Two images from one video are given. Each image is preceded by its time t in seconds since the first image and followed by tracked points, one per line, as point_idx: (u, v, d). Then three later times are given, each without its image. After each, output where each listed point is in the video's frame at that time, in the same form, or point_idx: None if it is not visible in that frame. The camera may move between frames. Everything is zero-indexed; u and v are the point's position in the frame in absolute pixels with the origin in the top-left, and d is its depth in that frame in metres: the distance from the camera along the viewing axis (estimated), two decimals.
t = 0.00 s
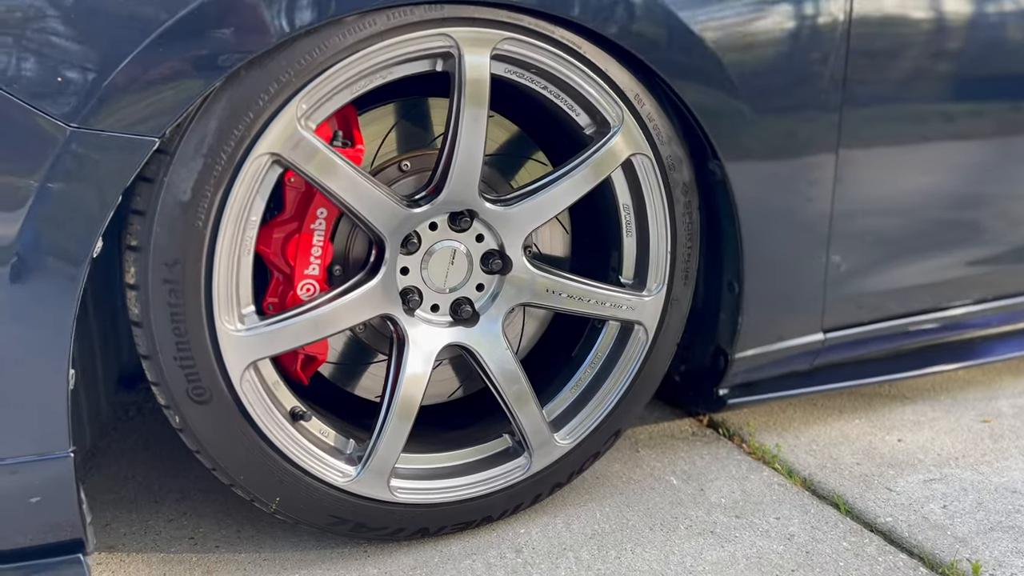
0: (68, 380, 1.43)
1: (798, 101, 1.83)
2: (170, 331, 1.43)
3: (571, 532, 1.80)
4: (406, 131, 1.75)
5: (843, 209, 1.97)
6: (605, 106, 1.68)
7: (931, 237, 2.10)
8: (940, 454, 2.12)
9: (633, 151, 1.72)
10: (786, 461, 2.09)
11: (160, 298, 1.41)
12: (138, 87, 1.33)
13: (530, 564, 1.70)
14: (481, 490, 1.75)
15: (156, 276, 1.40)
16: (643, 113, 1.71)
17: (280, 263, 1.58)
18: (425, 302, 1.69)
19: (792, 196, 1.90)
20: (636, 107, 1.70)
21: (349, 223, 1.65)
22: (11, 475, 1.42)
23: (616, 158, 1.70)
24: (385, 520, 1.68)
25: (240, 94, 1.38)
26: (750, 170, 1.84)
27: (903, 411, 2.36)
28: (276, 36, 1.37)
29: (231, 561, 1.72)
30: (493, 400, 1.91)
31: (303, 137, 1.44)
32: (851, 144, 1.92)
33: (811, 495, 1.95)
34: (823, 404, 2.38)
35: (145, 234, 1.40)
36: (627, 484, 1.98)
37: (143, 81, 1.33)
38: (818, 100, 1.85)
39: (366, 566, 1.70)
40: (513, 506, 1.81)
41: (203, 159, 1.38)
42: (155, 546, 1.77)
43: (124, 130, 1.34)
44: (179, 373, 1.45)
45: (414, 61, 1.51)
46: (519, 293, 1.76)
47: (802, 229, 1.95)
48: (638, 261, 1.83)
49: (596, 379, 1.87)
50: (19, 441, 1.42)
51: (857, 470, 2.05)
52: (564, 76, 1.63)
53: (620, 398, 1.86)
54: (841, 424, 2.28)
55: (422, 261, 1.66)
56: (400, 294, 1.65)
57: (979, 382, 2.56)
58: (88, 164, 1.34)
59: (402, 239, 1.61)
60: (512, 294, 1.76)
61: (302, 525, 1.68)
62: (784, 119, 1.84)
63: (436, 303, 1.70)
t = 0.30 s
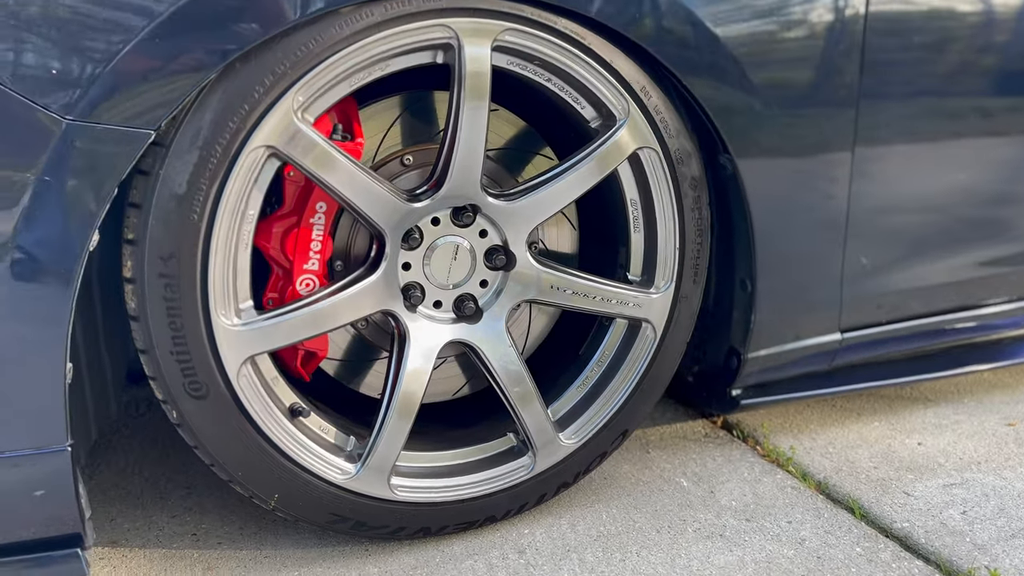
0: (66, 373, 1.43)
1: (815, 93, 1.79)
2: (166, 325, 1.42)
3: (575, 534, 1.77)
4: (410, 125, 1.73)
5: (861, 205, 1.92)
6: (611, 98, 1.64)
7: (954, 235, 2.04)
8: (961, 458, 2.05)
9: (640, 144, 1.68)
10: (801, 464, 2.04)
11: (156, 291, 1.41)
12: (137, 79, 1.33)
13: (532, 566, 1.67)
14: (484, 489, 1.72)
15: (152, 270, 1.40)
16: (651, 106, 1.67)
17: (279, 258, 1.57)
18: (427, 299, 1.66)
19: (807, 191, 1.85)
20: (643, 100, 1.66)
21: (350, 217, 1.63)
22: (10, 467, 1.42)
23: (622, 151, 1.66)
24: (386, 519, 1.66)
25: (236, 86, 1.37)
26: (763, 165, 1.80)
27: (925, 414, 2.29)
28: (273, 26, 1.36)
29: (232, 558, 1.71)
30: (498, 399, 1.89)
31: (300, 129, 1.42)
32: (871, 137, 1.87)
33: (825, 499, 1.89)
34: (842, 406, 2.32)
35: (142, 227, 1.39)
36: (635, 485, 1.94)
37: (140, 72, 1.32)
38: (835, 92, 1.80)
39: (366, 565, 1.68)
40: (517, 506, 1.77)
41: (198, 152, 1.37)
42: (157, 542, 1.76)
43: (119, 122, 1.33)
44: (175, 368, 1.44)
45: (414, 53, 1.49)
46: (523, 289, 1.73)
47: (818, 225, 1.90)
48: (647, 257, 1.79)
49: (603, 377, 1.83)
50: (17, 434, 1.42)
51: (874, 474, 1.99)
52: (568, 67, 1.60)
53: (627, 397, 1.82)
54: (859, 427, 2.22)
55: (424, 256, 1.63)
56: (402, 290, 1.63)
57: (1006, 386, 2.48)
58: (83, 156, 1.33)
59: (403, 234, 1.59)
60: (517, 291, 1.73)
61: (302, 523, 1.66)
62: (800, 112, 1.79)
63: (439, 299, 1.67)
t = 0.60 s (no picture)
0: (64, 366, 1.42)
1: (832, 85, 1.74)
2: (163, 318, 1.41)
3: (581, 535, 1.73)
4: (416, 118, 1.71)
5: (882, 200, 1.86)
6: (617, 89, 1.61)
7: (982, 232, 1.96)
8: (986, 463, 1.98)
9: (648, 137, 1.64)
10: (818, 467, 1.98)
11: (153, 284, 1.40)
12: (135, 69, 1.31)
13: (535, 566, 1.63)
14: (488, 488, 1.69)
15: (149, 262, 1.39)
16: (659, 97, 1.63)
17: (279, 251, 1.56)
18: (431, 294, 1.64)
19: (824, 186, 1.80)
20: (651, 90, 1.62)
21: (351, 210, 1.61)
22: (9, 459, 1.42)
23: (629, 143, 1.63)
24: (387, 516, 1.64)
25: (232, 76, 1.36)
26: (778, 157, 1.75)
27: (951, 418, 2.21)
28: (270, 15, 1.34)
29: (233, 554, 1.70)
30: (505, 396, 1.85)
31: (297, 120, 1.40)
32: (893, 130, 1.81)
33: (842, 503, 1.84)
34: (863, 408, 2.26)
35: (139, 219, 1.38)
36: (645, 486, 1.90)
37: (137, 62, 1.31)
38: (853, 83, 1.75)
39: (367, 564, 1.66)
40: (522, 505, 1.74)
41: (194, 143, 1.36)
42: (161, 537, 1.76)
43: (114, 113, 1.32)
44: (173, 361, 1.43)
45: (414, 43, 1.46)
46: (529, 285, 1.69)
47: (836, 221, 1.84)
48: (656, 252, 1.75)
49: (611, 375, 1.79)
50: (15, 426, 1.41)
51: (894, 478, 1.92)
52: (573, 57, 1.57)
53: (636, 396, 1.78)
54: (881, 429, 2.16)
55: (427, 251, 1.61)
56: (404, 284, 1.60)
57: None
58: (79, 147, 1.32)
59: (405, 227, 1.57)
60: (522, 286, 1.69)
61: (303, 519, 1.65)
62: (816, 104, 1.74)
63: (443, 295, 1.65)
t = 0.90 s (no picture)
0: (62, 361, 1.41)
1: (850, 78, 1.68)
2: (159, 313, 1.40)
3: (586, 540, 1.69)
4: (422, 113, 1.68)
5: (904, 199, 1.79)
6: (623, 82, 1.57)
7: (1010, 232, 1.89)
8: (1012, 472, 1.91)
9: (656, 131, 1.60)
10: (835, 474, 1.91)
11: (149, 279, 1.39)
12: (132, 63, 1.30)
13: (537, 571, 1.60)
14: (491, 491, 1.66)
15: (145, 257, 1.38)
16: (667, 90, 1.59)
17: (279, 247, 1.54)
18: (434, 292, 1.61)
19: (841, 183, 1.74)
20: (659, 84, 1.58)
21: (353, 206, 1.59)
22: (7, 454, 1.41)
23: (636, 138, 1.59)
24: (387, 518, 1.61)
25: (228, 69, 1.34)
26: (793, 154, 1.69)
27: (977, 425, 2.14)
28: (266, 7, 1.33)
29: (234, 554, 1.68)
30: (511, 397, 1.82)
31: (293, 113, 1.38)
32: (915, 126, 1.75)
33: (858, 511, 1.77)
34: (885, 413, 2.19)
35: (135, 214, 1.37)
36: (655, 491, 1.85)
37: (133, 55, 1.30)
38: (872, 76, 1.69)
39: (367, 565, 1.63)
40: (526, 509, 1.71)
41: (190, 136, 1.35)
42: (164, 534, 1.75)
43: (110, 107, 1.31)
44: (169, 357, 1.42)
45: (413, 36, 1.44)
46: (534, 283, 1.66)
47: (854, 219, 1.78)
48: (665, 250, 1.70)
49: (619, 376, 1.75)
50: (13, 421, 1.41)
51: (914, 486, 1.85)
52: (578, 50, 1.53)
53: (645, 398, 1.74)
54: (902, 436, 2.09)
55: (430, 248, 1.58)
56: (407, 282, 1.58)
57: None
58: (76, 142, 1.31)
59: (407, 223, 1.54)
60: (528, 285, 1.66)
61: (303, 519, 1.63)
62: (833, 98, 1.68)
63: (446, 293, 1.62)
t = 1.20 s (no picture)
0: (50, 362, 1.40)
1: (858, 77, 1.62)
2: (145, 314, 1.39)
3: (581, 549, 1.65)
4: (418, 113, 1.66)
5: (915, 201, 1.73)
6: (619, 81, 1.53)
7: None
8: None
9: (654, 131, 1.56)
10: (843, 485, 1.85)
11: (135, 279, 1.38)
12: (116, 62, 1.30)
13: None
14: (484, 498, 1.63)
15: (131, 257, 1.37)
16: (665, 90, 1.55)
17: (269, 248, 1.53)
18: (427, 294, 1.58)
19: (849, 184, 1.69)
20: (656, 82, 1.54)
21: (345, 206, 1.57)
22: None
23: (632, 139, 1.55)
24: (378, 523, 1.59)
25: (213, 68, 1.33)
26: (798, 155, 1.64)
27: (995, 436, 2.06)
28: (250, 5, 1.31)
29: (225, 557, 1.67)
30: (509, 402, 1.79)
31: (278, 113, 1.37)
32: (927, 126, 1.68)
33: (865, 524, 1.72)
34: (900, 423, 2.12)
35: (121, 214, 1.36)
36: (655, 500, 1.81)
37: (117, 54, 1.29)
38: (881, 74, 1.64)
39: (358, 571, 1.61)
40: (521, 516, 1.67)
41: (175, 136, 1.34)
42: (158, 536, 1.74)
43: (96, 107, 1.30)
44: (155, 358, 1.41)
45: (403, 34, 1.42)
46: (529, 286, 1.62)
47: (864, 222, 1.73)
48: (665, 254, 1.66)
49: (617, 382, 1.71)
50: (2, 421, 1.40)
51: (925, 500, 1.79)
52: (572, 48, 1.50)
53: (643, 405, 1.69)
54: (916, 446, 2.02)
55: (423, 250, 1.55)
56: (399, 283, 1.56)
57: None
58: (62, 141, 1.30)
59: (398, 224, 1.52)
60: (523, 288, 1.62)
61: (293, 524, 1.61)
62: (840, 97, 1.63)
63: (440, 295, 1.59)
